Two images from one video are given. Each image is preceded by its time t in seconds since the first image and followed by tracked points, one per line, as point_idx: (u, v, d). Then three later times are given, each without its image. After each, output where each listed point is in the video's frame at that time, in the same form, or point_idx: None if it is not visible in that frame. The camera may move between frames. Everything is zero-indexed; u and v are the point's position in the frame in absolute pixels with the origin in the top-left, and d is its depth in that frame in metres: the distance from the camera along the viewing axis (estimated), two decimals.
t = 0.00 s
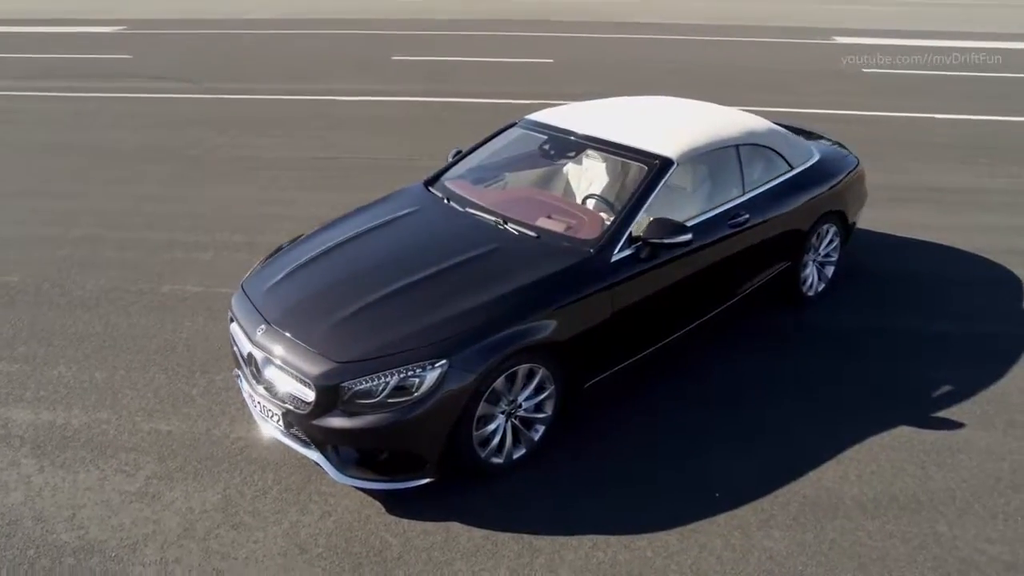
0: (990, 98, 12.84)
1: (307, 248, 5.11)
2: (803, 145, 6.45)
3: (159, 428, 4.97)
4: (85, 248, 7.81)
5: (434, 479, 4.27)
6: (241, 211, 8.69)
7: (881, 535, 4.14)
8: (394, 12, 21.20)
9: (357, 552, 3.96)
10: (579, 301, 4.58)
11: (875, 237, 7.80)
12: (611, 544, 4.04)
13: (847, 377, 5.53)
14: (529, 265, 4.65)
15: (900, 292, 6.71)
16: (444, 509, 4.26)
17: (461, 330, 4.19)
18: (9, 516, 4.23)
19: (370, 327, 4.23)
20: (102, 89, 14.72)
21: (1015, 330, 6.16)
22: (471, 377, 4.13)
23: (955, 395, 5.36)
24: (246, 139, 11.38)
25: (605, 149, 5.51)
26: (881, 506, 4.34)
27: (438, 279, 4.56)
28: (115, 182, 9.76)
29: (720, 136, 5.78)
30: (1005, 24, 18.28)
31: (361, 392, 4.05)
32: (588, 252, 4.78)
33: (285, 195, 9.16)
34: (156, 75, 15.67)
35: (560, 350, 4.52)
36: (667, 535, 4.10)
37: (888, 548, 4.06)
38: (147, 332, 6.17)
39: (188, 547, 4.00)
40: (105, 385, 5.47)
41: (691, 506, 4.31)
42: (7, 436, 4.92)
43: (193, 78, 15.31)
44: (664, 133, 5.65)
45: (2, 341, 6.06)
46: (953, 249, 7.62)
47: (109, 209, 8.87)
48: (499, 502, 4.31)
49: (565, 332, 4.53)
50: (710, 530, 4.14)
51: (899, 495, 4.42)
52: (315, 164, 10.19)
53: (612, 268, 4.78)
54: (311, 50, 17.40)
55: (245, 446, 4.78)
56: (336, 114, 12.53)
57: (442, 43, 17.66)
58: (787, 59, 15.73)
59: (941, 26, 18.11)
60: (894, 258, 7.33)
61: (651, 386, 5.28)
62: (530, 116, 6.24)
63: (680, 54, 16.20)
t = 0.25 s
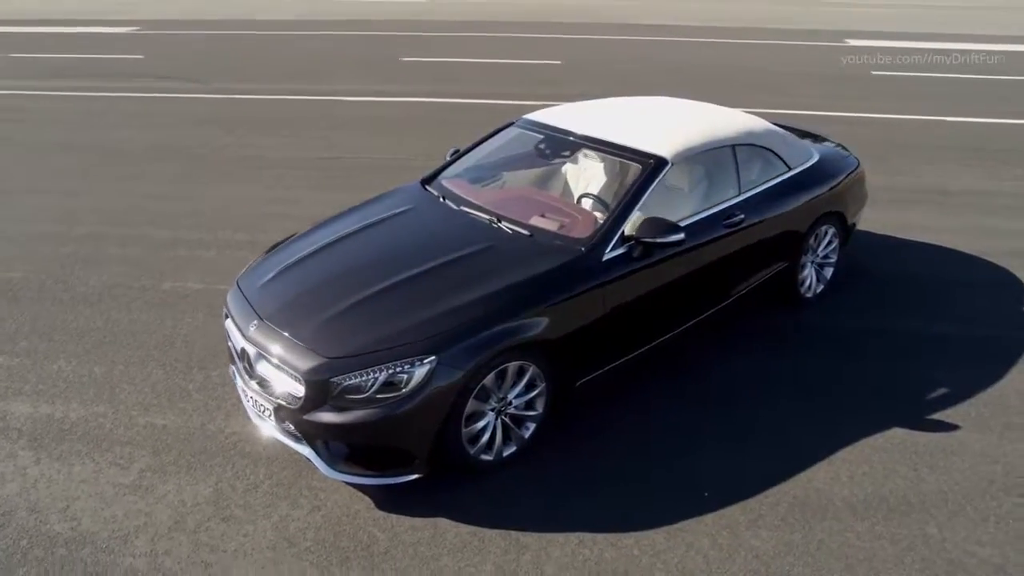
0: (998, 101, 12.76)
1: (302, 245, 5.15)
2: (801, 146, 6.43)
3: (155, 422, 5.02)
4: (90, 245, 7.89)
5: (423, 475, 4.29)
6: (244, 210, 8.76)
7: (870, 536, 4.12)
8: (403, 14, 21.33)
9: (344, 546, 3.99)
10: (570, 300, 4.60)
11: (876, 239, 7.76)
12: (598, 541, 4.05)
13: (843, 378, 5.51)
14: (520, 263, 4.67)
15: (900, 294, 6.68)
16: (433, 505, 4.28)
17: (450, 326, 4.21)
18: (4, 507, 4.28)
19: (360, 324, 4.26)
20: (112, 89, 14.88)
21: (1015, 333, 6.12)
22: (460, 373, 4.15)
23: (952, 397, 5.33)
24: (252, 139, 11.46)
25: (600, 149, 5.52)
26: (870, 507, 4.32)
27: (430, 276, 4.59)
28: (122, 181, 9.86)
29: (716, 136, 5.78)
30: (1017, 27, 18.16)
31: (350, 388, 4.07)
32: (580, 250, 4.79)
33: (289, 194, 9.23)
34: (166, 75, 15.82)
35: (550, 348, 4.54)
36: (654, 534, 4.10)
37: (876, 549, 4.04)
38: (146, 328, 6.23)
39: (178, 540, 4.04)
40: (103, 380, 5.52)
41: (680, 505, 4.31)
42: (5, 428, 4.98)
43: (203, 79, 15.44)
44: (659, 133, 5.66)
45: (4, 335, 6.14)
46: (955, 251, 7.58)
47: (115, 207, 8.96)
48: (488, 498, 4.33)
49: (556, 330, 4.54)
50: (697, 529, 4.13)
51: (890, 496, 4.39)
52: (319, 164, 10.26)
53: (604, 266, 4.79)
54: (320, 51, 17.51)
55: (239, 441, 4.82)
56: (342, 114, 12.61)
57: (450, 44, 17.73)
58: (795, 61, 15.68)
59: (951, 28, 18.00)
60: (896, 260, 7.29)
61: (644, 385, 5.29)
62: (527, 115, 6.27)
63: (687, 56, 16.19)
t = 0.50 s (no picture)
0: (1008, 105, 12.68)
1: (299, 243, 5.19)
2: (800, 148, 6.43)
3: (152, 417, 5.06)
4: (95, 242, 7.97)
5: (414, 472, 4.31)
6: (248, 209, 8.82)
7: (859, 537, 4.11)
8: (413, 17, 21.43)
9: (334, 541, 4.01)
10: (562, 299, 4.61)
11: (878, 242, 7.73)
12: (587, 540, 4.05)
13: (839, 380, 5.49)
14: (513, 262, 4.69)
15: (900, 297, 6.64)
16: (423, 502, 4.30)
17: (442, 324, 4.24)
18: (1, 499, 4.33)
19: (352, 320, 4.29)
20: (123, 89, 15.02)
21: (1015, 336, 6.08)
22: (450, 371, 4.17)
23: (949, 400, 5.30)
24: (259, 139, 11.54)
25: (597, 149, 5.54)
26: (861, 508, 4.31)
27: (423, 274, 4.62)
28: (129, 179, 9.95)
29: (713, 137, 5.79)
30: None
31: (341, 384, 4.10)
32: (573, 249, 4.81)
33: (293, 194, 9.29)
34: (177, 76, 15.96)
35: (542, 346, 4.56)
36: (643, 533, 4.10)
37: (865, 551, 4.03)
38: (147, 325, 6.28)
39: (170, 532, 4.08)
40: (102, 374, 5.58)
41: (670, 504, 4.31)
42: (5, 421, 5.04)
43: (212, 79, 15.56)
44: (656, 133, 5.67)
45: (7, 330, 6.21)
46: (958, 254, 7.53)
47: (121, 206, 9.04)
48: (479, 496, 4.34)
49: (548, 329, 4.56)
50: (686, 528, 4.13)
51: (882, 498, 4.38)
52: (324, 164, 10.32)
53: (597, 266, 4.80)
54: (329, 52, 17.62)
55: (234, 436, 4.86)
56: (349, 115, 12.68)
57: (458, 46, 17.79)
58: (803, 64, 15.65)
59: (962, 32, 17.91)
60: (898, 263, 7.26)
61: (638, 385, 5.29)
62: (526, 116, 6.30)
63: (695, 59, 16.19)
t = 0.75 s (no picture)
0: (1016, 110, 12.62)
1: (297, 241, 5.23)
2: (799, 150, 6.42)
3: (150, 412, 5.11)
4: (101, 241, 8.06)
5: (406, 468, 4.34)
6: (253, 209, 8.90)
7: (850, 539, 4.09)
8: (422, 21, 21.60)
9: (325, 536, 4.04)
10: (556, 297, 4.63)
11: (880, 245, 7.70)
12: (576, 538, 4.06)
13: (836, 382, 5.47)
14: (507, 261, 4.71)
15: (901, 299, 6.61)
16: (415, 498, 4.32)
17: (433, 321, 4.27)
18: None
19: (346, 317, 4.33)
20: (134, 90, 15.19)
21: (1015, 340, 6.04)
22: (441, 368, 4.20)
23: (947, 403, 5.27)
24: (266, 140, 11.64)
25: (594, 149, 5.56)
26: (853, 509, 4.29)
27: (417, 272, 4.65)
28: (137, 179, 10.05)
29: (711, 138, 5.79)
30: None
31: (334, 380, 4.13)
32: (568, 249, 4.82)
33: (298, 194, 9.36)
34: (188, 78, 16.12)
35: (535, 345, 4.58)
36: (633, 531, 4.10)
37: (856, 552, 4.01)
38: (149, 322, 6.34)
39: (163, 526, 4.11)
40: (103, 370, 5.63)
41: (662, 504, 4.31)
42: (5, 415, 5.10)
43: (222, 81, 15.71)
44: (653, 134, 5.68)
45: (11, 326, 6.29)
46: (961, 257, 7.49)
47: (128, 205, 9.14)
48: (470, 493, 4.36)
49: (541, 328, 4.58)
50: (676, 528, 4.13)
51: (874, 500, 4.36)
52: (329, 165, 10.40)
53: (591, 265, 4.82)
54: (339, 55, 17.76)
55: (230, 432, 4.90)
56: (356, 117, 12.77)
57: (466, 50, 17.89)
58: (811, 68, 15.63)
59: (972, 36, 17.85)
60: (900, 266, 7.22)
61: (634, 386, 5.30)
62: (525, 116, 6.33)
63: (702, 63, 16.20)
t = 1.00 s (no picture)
0: None
1: (295, 240, 5.29)
2: (798, 153, 6.42)
3: (148, 408, 5.18)
4: (107, 241, 8.16)
5: (397, 466, 4.37)
6: (258, 211, 8.99)
7: (840, 542, 4.08)
8: (433, 28, 21.79)
9: (315, 532, 4.07)
10: (548, 297, 4.66)
11: (883, 250, 7.67)
12: (564, 537, 4.07)
13: (832, 385, 5.46)
14: (500, 260, 4.75)
15: (901, 304, 6.58)
16: (406, 496, 4.35)
17: (425, 319, 4.30)
18: None
19: (339, 314, 4.37)
20: (146, 94, 15.38)
21: (1016, 346, 6.00)
22: (432, 366, 4.23)
23: (943, 408, 5.24)
24: (274, 143, 11.76)
25: (591, 152, 5.60)
26: (843, 512, 4.28)
27: (411, 270, 4.69)
28: (145, 180, 10.18)
29: (708, 141, 5.81)
30: None
31: (326, 376, 4.18)
32: (561, 250, 4.85)
33: (303, 196, 9.45)
34: (199, 82, 16.32)
35: (527, 344, 4.60)
36: (622, 531, 4.11)
37: (845, 555, 4.00)
38: (151, 320, 6.42)
39: (157, 519, 4.16)
40: (104, 367, 5.71)
41: (651, 504, 4.31)
42: (6, 409, 5.18)
43: (233, 85, 15.89)
44: (650, 137, 5.70)
45: (16, 323, 6.38)
46: (963, 263, 7.46)
47: (135, 206, 9.25)
48: (461, 491, 4.39)
49: (533, 328, 4.61)
50: (665, 528, 4.13)
51: (866, 503, 4.35)
52: (335, 167, 10.49)
53: (585, 266, 4.84)
54: (349, 60, 17.92)
55: (226, 428, 4.96)
56: (363, 120, 12.88)
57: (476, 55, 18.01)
58: (820, 75, 15.62)
59: (981, 45, 17.83)
60: (901, 271, 7.19)
61: (628, 387, 5.31)
62: (524, 119, 6.38)
63: (711, 70, 16.22)
